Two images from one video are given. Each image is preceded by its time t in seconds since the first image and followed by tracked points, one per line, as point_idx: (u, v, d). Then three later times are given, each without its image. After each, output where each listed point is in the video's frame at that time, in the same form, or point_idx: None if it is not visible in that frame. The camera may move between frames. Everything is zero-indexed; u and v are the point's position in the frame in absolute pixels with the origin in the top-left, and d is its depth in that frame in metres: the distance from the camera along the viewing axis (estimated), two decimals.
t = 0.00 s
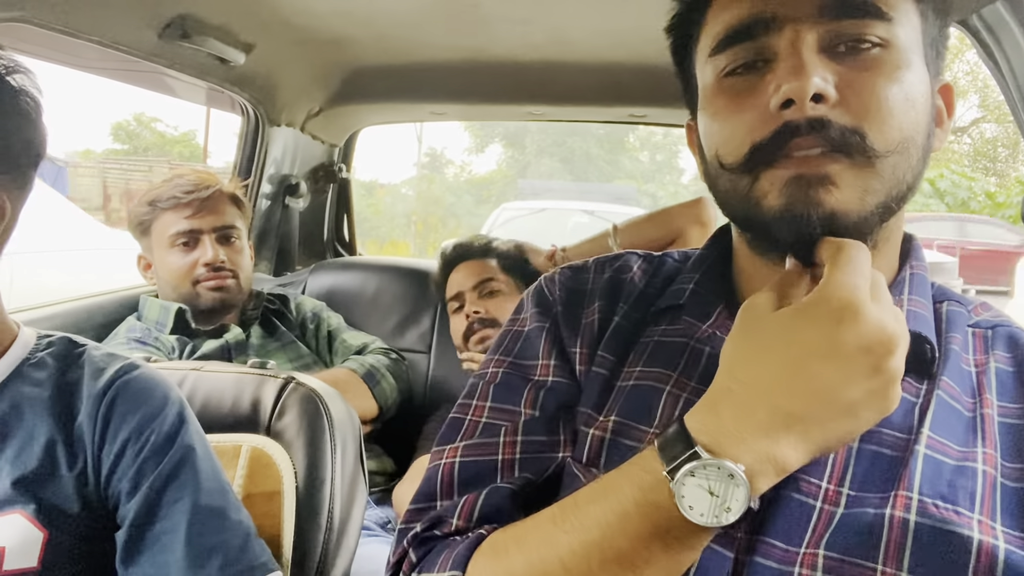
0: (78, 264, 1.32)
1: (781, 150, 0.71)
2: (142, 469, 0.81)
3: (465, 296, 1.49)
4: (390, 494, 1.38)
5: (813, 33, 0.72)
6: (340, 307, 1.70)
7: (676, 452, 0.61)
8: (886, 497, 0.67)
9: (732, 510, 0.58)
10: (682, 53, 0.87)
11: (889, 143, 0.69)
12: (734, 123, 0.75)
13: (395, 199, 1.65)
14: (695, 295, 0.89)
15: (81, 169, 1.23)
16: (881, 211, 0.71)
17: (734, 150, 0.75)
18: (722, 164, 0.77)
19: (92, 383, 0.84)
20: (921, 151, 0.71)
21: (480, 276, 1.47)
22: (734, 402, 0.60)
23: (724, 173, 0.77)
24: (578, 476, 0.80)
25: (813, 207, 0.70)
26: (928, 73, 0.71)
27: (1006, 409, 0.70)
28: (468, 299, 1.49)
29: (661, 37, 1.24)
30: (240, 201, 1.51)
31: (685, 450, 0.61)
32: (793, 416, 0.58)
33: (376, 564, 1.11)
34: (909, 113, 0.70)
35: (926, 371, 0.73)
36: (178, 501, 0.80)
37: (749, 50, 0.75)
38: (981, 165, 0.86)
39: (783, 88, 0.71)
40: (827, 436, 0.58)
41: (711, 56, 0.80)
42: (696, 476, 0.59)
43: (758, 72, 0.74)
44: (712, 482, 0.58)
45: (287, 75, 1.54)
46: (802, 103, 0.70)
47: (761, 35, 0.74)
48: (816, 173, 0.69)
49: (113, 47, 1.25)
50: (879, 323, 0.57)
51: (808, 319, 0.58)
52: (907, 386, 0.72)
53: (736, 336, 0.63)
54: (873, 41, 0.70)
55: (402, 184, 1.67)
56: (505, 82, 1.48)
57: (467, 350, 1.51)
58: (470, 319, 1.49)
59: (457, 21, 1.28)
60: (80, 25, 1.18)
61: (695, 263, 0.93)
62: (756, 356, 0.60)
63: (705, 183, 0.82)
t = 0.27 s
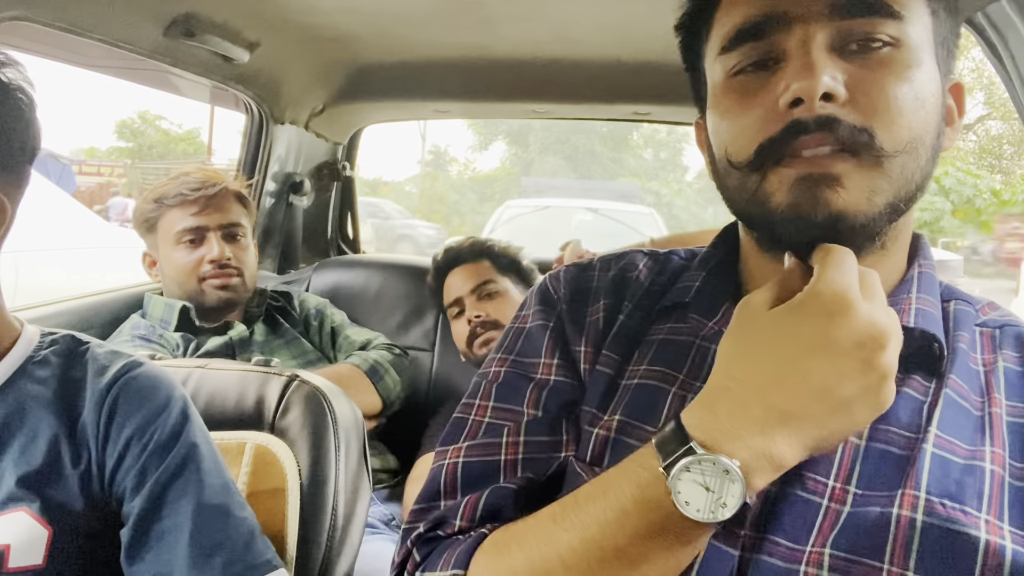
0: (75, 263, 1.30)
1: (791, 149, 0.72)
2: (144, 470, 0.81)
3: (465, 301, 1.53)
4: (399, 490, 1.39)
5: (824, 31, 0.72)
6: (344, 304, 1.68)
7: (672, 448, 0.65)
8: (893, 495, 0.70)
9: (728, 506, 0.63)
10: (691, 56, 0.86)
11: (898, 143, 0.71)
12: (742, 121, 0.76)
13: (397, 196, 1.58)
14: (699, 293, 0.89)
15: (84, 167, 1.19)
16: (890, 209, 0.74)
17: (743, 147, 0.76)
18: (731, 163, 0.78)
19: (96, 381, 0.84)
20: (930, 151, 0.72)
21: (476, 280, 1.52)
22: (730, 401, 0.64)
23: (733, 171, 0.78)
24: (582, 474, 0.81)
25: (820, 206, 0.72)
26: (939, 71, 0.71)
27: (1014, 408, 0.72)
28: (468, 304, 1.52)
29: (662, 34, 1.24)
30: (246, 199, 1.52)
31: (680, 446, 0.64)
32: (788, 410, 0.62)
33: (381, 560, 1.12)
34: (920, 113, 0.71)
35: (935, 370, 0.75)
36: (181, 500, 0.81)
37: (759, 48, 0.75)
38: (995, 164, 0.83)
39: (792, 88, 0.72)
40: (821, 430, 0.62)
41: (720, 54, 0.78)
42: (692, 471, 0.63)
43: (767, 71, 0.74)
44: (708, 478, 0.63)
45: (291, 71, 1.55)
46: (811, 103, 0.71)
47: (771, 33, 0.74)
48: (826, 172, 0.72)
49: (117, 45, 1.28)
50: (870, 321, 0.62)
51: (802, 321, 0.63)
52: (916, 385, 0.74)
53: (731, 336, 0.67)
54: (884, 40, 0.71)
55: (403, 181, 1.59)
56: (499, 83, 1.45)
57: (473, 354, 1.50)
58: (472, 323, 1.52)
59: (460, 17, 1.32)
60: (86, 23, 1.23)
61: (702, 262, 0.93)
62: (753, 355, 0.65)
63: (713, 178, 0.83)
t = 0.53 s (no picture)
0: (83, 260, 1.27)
1: (810, 140, 0.71)
2: (149, 468, 0.81)
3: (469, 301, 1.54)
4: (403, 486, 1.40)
5: (850, 26, 0.71)
6: (348, 301, 1.69)
7: (644, 451, 0.65)
8: (899, 494, 0.69)
9: (696, 512, 0.63)
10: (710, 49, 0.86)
11: (920, 140, 0.69)
12: (763, 111, 0.75)
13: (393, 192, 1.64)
14: (704, 290, 0.89)
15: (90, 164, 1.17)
16: (906, 205, 0.72)
17: (763, 138, 0.75)
18: (748, 153, 0.77)
19: (101, 378, 0.84)
20: (952, 152, 0.71)
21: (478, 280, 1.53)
22: (705, 403, 0.64)
23: (751, 162, 0.77)
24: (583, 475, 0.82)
25: (842, 196, 0.71)
26: (961, 74, 0.71)
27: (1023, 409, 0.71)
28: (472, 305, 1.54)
29: (667, 32, 1.25)
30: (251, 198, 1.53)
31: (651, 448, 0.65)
32: (756, 411, 0.61)
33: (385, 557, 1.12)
34: (944, 113, 0.70)
35: (943, 368, 0.74)
36: (186, 496, 0.81)
37: (783, 41, 0.75)
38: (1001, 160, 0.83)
39: (817, 80, 0.72)
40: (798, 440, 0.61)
41: (745, 42, 0.78)
42: (659, 475, 0.63)
43: (790, 63, 0.74)
44: (676, 484, 0.63)
45: (296, 70, 1.55)
46: (836, 95, 0.71)
47: (796, 24, 0.74)
48: (844, 164, 0.70)
49: (123, 43, 1.29)
50: (845, 326, 0.61)
51: (778, 320, 0.63)
52: (923, 384, 0.74)
53: (716, 340, 0.67)
54: (910, 38, 0.70)
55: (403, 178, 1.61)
56: (508, 80, 1.47)
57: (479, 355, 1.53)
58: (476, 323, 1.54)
59: (465, 16, 1.31)
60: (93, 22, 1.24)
61: (707, 259, 0.92)
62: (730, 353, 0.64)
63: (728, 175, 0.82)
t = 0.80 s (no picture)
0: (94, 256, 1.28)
1: (821, 132, 0.72)
2: (156, 462, 0.82)
3: (481, 292, 1.49)
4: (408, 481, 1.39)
5: (861, 15, 0.71)
6: (352, 298, 1.70)
7: None
8: (911, 487, 0.67)
9: None
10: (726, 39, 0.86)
11: (929, 134, 0.69)
12: (773, 102, 0.76)
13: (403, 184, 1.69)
14: (711, 286, 0.88)
15: (96, 161, 1.15)
16: (915, 202, 0.71)
17: (774, 129, 0.76)
18: (759, 144, 0.78)
19: (110, 373, 0.85)
20: (963, 145, 0.71)
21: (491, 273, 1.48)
22: None
23: (762, 154, 0.78)
24: (595, 472, 0.82)
25: (850, 196, 0.71)
26: (974, 67, 0.71)
27: None
28: (485, 294, 1.48)
29: (673, 29, 1.24)
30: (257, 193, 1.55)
31: None
32: None
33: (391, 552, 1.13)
34: (955, 103, 0.70)
35: (954, 362, 0.73)
36: (193, 491, 0.81)
37: (794, 29, 0.75)
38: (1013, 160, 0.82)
39: (827, 67, 0.72)
40: None
41: (757, 31, 0.79)
42: None
43: (802, 51, 0.74)
44: None
45: (301, 66, 1.55)
46: (845, 83, 0.71)
47: (805, 11, 0.74)
48: (854, 164, 0.70)
49: (129, 39, 1.28)
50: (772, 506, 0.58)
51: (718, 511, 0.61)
52: (935, 378, 0.72)
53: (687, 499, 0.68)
54: (922, 28, 0.70)
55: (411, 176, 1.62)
56: (517, 69, 1.47)
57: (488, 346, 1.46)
58: (488, 314, 1.48)
59: (472, 16, 1.29)
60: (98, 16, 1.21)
61: (716, 254, 0.93)
62: None
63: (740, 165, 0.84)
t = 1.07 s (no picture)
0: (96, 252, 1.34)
1: (821, 125, 0.71)
2: (159, 459, 0.81)
3: (479, 292, 1.42)
4: (410, 479, 1.39)
5: (864, 12, 0.72)
6: (355, 296, 1.71)
7: None
8: (918, 484, 0.67)
9: None
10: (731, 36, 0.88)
11: (932, 128, 0.69)
12: (775, 98, 0.76)
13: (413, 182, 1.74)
14: (718, 282, 0.88)
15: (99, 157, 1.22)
16: (916, 194, 0.71)
17: (774, 124, 0.76)
18: (760, 139, 0.79)
19: (113, 370, 0.85)
20: (965, 140, 0.71)
21: (491, 273, 1.42)
22: None
23: (763, 148, 0.78)
24: (599, 463, 0.82)
25: (850, 182, 0.70)
26: (977, 63, 0.71)
27: None
28: (484, 294, 1.41)
29: (677, 28, 1.24)
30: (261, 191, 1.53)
31: None
32: None
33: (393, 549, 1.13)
34: (958, 98, 0.70)
35: (960, 360, 0.72)
36: (197, 487, 0.81)
37: (798, 25, 0.76)
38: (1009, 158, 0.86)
39: (828, 63, 0.72)
40: None
41: (760, 28, 0.80)
42: None
43: (804, 48, 0.75)
44: None
45: (305, 66, 1.55)
46: (846, 78, 0.70)
47: (811, 8, 0.75)
48: (854, 148, 0.70)
49: (133, 35, 1.25)
50: None
51: None
52: (941, 374, 0.72)
53: None
54: (924, 24, 0.70)
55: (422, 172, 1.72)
56: (516, 70, 1.47)
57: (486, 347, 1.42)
58: (486, 315, 1.41)
59: (481, 13, 1.27)
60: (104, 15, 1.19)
61: (722, 250, 0.93)
62: None
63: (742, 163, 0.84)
